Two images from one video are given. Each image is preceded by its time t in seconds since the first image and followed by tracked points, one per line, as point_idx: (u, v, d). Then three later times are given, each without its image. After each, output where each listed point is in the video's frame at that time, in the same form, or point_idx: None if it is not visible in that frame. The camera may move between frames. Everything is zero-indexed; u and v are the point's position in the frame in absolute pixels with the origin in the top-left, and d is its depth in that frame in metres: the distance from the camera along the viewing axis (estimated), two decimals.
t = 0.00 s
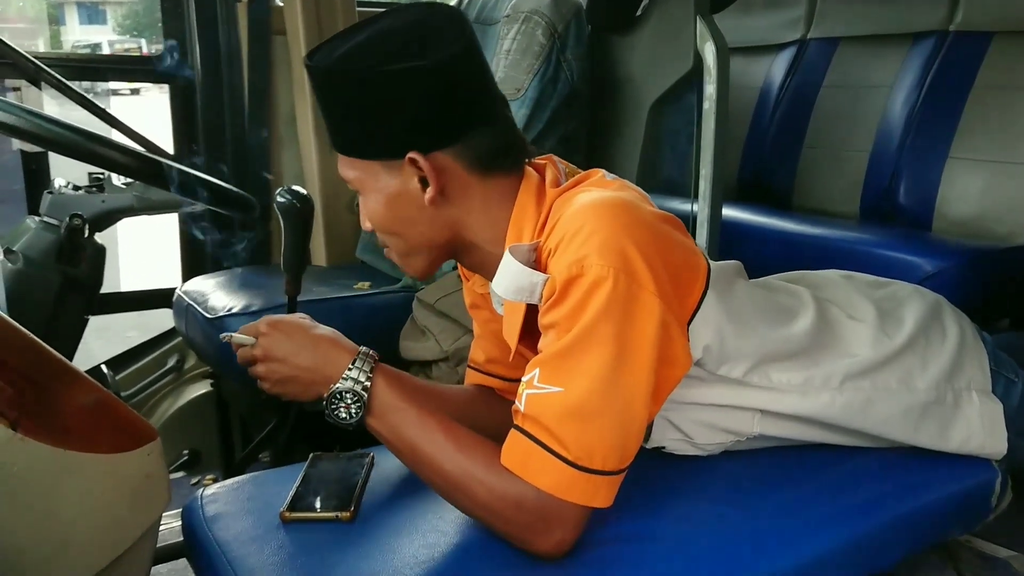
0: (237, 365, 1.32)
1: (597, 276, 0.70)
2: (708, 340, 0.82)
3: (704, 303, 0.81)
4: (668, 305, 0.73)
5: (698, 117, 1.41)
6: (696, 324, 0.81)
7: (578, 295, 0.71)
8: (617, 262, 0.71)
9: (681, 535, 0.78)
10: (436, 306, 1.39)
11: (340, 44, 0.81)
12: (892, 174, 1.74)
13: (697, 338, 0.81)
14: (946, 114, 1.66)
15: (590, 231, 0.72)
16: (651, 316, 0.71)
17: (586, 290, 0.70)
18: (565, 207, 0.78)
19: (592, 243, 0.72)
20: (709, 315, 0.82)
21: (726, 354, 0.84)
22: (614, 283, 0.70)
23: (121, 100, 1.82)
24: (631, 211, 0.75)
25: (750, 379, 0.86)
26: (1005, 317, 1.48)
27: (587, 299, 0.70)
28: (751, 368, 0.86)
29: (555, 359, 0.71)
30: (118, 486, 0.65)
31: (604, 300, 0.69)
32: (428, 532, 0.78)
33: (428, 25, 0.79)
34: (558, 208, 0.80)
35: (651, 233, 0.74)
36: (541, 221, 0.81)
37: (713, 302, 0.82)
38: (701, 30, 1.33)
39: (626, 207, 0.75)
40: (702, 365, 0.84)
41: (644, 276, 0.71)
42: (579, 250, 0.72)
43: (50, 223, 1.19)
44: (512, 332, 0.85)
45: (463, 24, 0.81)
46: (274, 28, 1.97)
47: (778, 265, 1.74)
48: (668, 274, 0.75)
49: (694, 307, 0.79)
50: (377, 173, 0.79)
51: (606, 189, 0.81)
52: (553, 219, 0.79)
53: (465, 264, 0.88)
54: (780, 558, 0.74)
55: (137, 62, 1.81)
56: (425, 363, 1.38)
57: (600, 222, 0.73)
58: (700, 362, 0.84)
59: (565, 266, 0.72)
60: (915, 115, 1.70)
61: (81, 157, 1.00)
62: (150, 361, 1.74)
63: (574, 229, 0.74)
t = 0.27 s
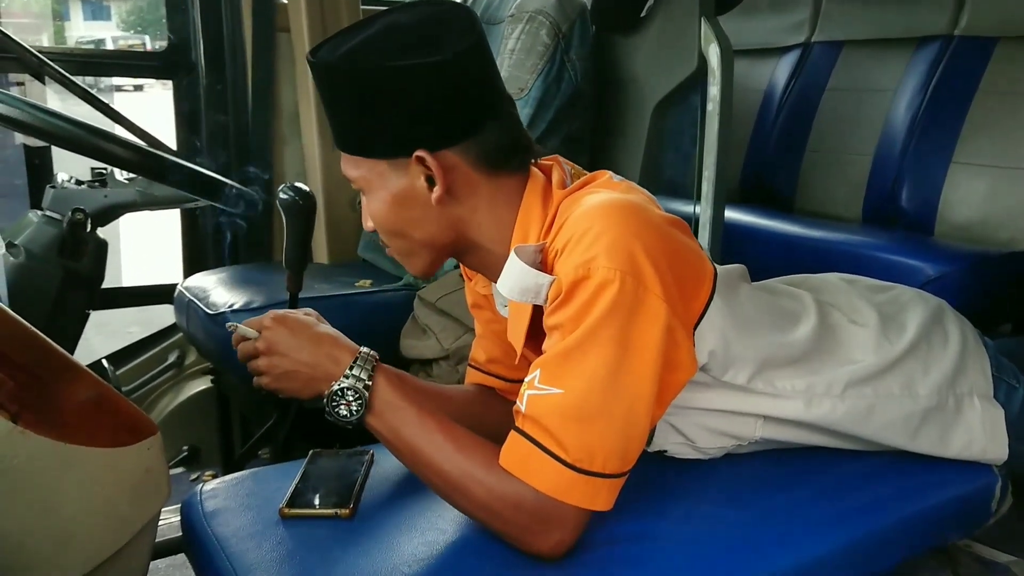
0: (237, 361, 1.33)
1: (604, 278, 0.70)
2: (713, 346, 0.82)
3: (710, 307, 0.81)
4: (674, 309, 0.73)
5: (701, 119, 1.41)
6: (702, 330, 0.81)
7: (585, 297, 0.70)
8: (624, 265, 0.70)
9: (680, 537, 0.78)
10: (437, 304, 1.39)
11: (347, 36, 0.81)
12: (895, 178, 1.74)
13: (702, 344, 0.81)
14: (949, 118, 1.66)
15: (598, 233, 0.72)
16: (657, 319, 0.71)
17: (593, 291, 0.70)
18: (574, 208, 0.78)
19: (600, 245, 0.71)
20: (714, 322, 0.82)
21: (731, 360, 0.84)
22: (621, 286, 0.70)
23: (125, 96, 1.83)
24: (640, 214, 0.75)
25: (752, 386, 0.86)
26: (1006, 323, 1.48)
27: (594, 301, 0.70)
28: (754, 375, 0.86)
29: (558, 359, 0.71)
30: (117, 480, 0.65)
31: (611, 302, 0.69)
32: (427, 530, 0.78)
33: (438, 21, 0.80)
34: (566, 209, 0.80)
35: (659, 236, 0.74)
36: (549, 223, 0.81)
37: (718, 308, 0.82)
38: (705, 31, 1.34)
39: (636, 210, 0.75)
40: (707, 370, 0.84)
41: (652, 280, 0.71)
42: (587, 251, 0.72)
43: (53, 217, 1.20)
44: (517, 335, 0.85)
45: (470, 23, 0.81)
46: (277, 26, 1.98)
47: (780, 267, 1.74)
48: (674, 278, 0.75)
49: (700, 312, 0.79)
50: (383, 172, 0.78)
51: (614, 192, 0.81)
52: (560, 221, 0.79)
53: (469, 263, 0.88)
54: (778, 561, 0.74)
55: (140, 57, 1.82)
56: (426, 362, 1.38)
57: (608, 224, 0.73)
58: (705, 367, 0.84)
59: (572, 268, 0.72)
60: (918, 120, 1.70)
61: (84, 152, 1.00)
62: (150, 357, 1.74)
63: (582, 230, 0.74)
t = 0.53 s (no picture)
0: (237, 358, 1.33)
1: (614, 282, 0.69)
2: (719, 351, 0.81)
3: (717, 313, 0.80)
4: (682, 314, 0.73)
5: (704, 121, 1.41)
6: (709, 334, 0.81)
7: (593, 300, 0.70)
8: (635, 269, 0.70)
9: (679, 539, 0.77)
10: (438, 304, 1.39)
11: (373, 17, 0.80)
12: (898, 183, 1.74)
13: (708, 349, 0.81)
14: (952, 123, 1.66)
15: (609, 236, 0.72)
16: (665, 325, 0.70)
17: (601, 295, 0.70)
18: (583, 210, 0.78)
19: (611, 249, 0.71)
20: (720, 328, 0.81)
21: (736, 365, 0.84)
22: (631, 290, 0.69)
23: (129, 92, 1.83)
24: (651, 217, 0.74)
25: (755, 393, 0.86)
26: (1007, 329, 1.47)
27: (602, 304, 0.70)
28: (757, 381, 0.86)
29: (563, 361, 0.71)
30: (117, 474, 0.65)
31: (620, 306, 0.69)
32: (426, 529, 0.78)
33: (465, 13, 0.78)
34: (575, 210, 0.80)
35: (670, 241, 0.74)
36: (557, 225, 0.81)
37: (725, 314, 0.82)
38: (710, 33, 1.33)
39: (647, 214, 0.75)
40: (711, 376, 0.84)
41: (661, 285, 0.71)
42: (598, 254, 0.72)
43: (54, 212, 1.20)
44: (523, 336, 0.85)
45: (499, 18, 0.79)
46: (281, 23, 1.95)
47: (781, 270, 1.73)
48: (683, 283, 0.74)
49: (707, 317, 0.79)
50: (396, 158, 0.78)
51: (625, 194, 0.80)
52: (569, 223, 0.79)
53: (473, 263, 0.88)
54: (776, 564, 0.73)
55: (143, 52, 1.82)
56: (426, 361, 1.37)
57: (619, 227, 0.72)
58: (710, 372, 0.84)
59: (582, 270, 0.72)
60: (922, 124, 1.70)
61: (87, 147, 1.00)
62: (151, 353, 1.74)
63: (592, 232, 0.74)
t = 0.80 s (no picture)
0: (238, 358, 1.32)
1: (635, 294, 0.69)
2: (731, 364, 0.82)
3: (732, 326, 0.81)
4: (700, 327, 0.73)
5: (707, 125, 1.41)
6: (723, 346, 0.81)
7: (612, 312, 0.70)
8: (656, 282, 0.70)
9: (681, 546, 0.77)
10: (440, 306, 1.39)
11: (389, 16, 0.79)
12: (900, 189, 1.74)
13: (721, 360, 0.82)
14: (955, 129, 1.66)
15: (630, 247, 0.72)
16: (683, 339, 0.70)
17: (621, 307, 0.69)
18: (603, 218, 0.78)
19: (632, 261, 0.71)
20: (733, 339, 0.82)
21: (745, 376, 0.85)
22: (651, 303, 0.69)
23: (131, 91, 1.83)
24: (671, 229, 0.74)
25: (761, 404, 0.87)
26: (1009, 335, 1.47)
27: (622, 316, 0.69)
28: (766, 392, 0.87)
29: (579, 371, 0.70)
30: (116, 474, 0.65)
31: (640, 320, 0.69)
32: (427, 532, 0.78)
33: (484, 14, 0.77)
34: (594, 218, 0.80)
35: (689, 254, 0.74)
36: (573, 232, 0.81)
37: (737, 326, 0.83)
38: (713, 37, 1.33)
39: (667, 226, 0.75)
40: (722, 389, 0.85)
41: (681, 298, 0.71)
42: (618, 265, 0.71)
43: (57, 211, 1.20)
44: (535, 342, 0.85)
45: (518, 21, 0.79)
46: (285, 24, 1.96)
47: (783, 275, 1.73)
48: (701, 295, 0.74)
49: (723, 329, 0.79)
50: (410, 164, 0.77)
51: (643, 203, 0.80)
52: (587, 231, 0.78)
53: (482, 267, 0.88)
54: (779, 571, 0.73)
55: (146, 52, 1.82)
56: (427, 363, 1.37)
57: (640, 239, 0.72)
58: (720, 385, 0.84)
59: (602, 281, 0.71)
60: (924, 130, 1.69)
61: (90, 146, 1.00)
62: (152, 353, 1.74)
63: (613, 242, 0.73)
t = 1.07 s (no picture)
0: (239, 361, 1.32)
1: (649, 309, 0.69)
2: (739, 377, 0.83)
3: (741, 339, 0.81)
4: (710, 339, 0.73)
5: (711, 130, 1.41)
6: (732, 360, 0.82)
7: (625, 327, 0.70)
8: (670, 296, 0.70)
9: (684, 555, 0.77)
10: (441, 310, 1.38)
11: (402, 15, 0.78)
12: (902, 195, 1.73)
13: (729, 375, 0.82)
14: (958, 136, 1.65)
15: (645, 260, 0.71)
16: (695, 353, 0.70)
17: (635, 322, 0.69)
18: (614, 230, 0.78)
19: (647, 275, 0.70)
20: (742, 353, 0.82)
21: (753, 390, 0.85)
22: (665, 318, 0.69)
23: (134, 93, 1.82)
24: (683, 242, 0.74)
25: (768, 417, 0.87)
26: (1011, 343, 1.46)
27: (636, 331, 0.69)
28: (773, 405, 0.87)
29: (590, 385, 0.70)
30: (117, 478, 0.65)
31: (654, 335, 0.68)
32: (427, 537, 0.77)
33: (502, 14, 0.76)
34: (606, 229, 0.80)
35: (702, 267, 0.73)
36: (584, 243, 0.81)
37: (746, 342, 0.83)
38: (716, 42, 1.33)
39: (680, 238, 0.74)
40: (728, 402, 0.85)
41: (693, 312, 0.71)
42: (632, 279, 0.71)
43: (58, 212, 1.19)
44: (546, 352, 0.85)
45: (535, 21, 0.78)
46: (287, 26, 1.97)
47: (784, 281, 1.73)
48: (712, 307, 0.74)
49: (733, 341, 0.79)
50: (426, 172, 0.76)
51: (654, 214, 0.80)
52: (597, 242, 0.78)
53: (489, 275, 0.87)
54: None
55: (149, 55, 1.81)
56: (428, 367, 1.37)
57: (655, 253, 0.72)
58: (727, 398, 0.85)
59: (615, 295, 0.71)
60: (927, 136, 1.69)
61: (93, 147, 1.01)
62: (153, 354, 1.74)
63: (626, 255, 0.73)
